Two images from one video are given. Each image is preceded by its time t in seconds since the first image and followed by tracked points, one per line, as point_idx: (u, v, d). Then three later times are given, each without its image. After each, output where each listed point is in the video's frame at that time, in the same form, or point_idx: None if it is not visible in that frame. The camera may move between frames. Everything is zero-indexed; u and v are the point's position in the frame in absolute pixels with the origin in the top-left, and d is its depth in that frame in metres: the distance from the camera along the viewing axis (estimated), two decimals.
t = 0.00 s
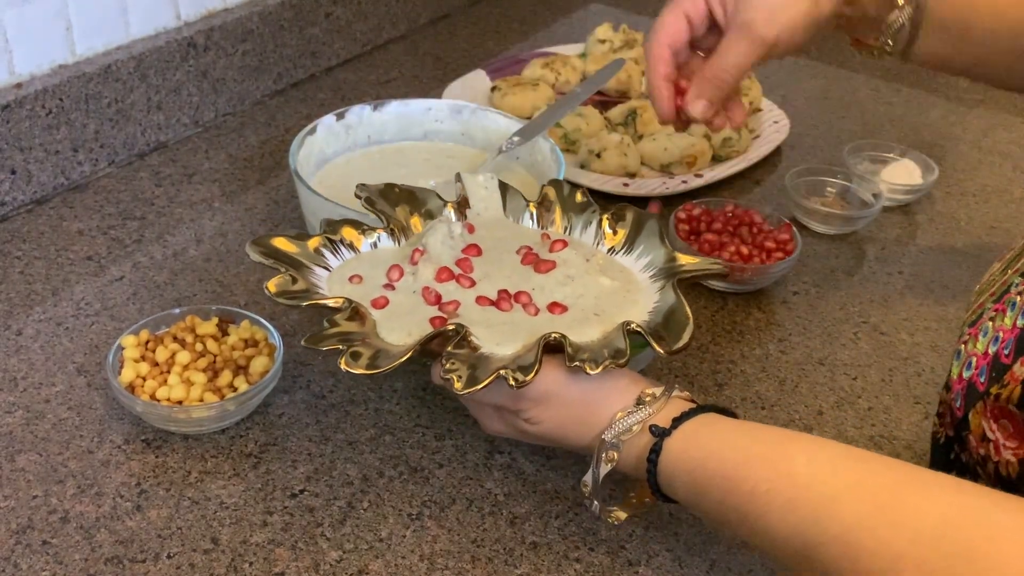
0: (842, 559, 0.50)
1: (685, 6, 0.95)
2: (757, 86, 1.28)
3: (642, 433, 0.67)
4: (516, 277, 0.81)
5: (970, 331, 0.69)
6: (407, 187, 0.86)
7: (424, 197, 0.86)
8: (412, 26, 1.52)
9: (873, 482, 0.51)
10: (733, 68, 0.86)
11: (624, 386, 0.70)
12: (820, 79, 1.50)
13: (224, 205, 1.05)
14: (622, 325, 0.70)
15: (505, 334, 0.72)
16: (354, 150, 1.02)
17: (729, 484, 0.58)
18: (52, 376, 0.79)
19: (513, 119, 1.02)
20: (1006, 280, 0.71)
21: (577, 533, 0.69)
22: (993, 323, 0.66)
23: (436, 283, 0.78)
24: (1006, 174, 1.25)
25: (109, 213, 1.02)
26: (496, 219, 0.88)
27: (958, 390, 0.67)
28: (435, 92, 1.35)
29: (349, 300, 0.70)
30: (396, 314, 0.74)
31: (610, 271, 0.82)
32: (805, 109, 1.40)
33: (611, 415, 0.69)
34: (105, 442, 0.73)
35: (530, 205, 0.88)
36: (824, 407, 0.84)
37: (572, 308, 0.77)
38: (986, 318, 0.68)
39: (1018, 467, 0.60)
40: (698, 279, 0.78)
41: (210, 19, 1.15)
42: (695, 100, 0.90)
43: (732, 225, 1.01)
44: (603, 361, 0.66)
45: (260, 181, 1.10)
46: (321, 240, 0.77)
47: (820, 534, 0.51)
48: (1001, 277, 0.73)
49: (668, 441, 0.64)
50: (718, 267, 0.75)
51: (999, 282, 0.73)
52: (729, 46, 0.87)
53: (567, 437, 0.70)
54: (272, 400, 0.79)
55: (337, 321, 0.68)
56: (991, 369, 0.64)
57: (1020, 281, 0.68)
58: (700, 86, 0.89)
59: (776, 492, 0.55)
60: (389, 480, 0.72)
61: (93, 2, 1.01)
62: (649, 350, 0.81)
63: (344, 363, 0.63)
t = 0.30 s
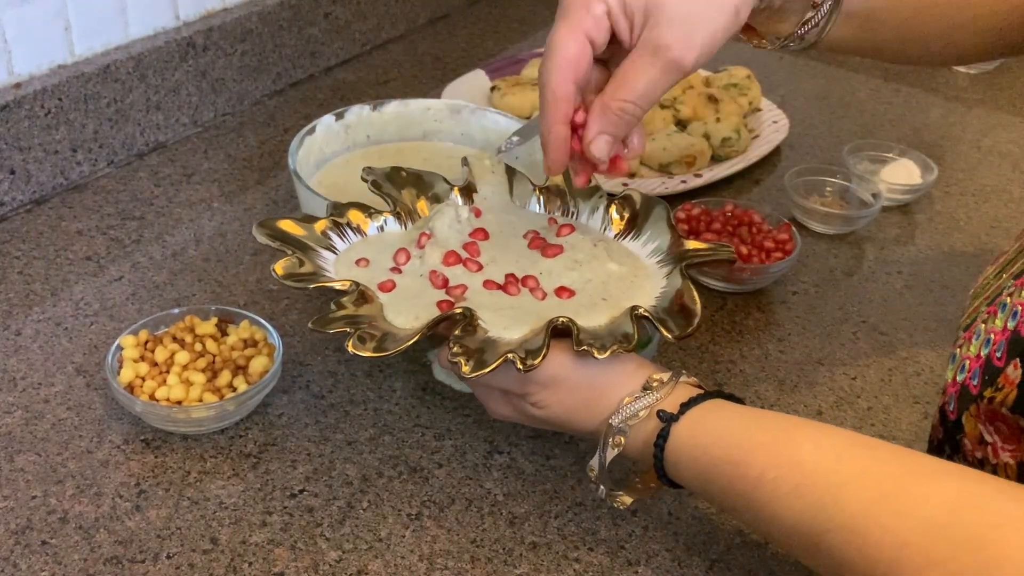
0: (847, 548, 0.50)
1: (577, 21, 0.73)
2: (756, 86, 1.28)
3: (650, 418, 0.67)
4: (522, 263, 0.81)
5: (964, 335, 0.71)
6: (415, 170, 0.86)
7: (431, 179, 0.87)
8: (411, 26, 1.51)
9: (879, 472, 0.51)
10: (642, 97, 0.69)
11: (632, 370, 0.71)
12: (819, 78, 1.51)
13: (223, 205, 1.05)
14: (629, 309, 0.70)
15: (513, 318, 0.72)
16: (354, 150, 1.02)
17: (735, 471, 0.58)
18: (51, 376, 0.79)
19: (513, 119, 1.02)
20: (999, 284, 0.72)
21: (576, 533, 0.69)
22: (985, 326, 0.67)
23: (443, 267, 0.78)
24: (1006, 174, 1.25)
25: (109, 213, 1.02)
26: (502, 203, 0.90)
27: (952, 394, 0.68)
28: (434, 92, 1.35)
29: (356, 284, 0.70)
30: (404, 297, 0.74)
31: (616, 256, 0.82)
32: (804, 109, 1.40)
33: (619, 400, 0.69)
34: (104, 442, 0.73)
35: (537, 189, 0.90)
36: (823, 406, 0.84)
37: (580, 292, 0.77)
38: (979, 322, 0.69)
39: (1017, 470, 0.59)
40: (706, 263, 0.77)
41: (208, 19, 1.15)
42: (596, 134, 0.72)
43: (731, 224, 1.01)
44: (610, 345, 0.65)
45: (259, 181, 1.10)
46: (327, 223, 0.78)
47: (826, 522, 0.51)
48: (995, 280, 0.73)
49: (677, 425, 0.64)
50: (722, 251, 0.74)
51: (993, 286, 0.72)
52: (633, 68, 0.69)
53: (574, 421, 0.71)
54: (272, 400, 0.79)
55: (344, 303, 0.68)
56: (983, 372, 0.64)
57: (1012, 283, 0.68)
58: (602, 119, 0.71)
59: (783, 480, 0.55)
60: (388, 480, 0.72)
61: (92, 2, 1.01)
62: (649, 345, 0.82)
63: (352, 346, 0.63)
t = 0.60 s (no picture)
0: (852, 559, 0.50)
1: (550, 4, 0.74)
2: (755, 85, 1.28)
3: (648, 428, 0.68)
4: (518, 271, 0.81)
5: (961, 337, 0.70)
6: (404, 175, 0.86)
7: (422, 185, 0.86)
8: (411, 26, 1.51)
9: (883, 481, 0.51)
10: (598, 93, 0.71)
11: (629, 378, 0.71)
12: (819, 78, 1.51)
13: (223, 205, 1.05)
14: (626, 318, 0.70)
15: (507, 329, 0.72)
16: (353, 150, 1.02)
17: (737, 481, 0.58)
18: (51, 376, 0.79)
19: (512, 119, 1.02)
20: (996, 286, 0.71)
21: (576, 533, 0.69)
22: (983, 330, 0.67)
23: (437, 276, 0.78)
24: (1005, 174, 1.25)
25: (108, 213, 1.02)
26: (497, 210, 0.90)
27: (950, 397, 0.67)
28: (434, 92, 1.35)
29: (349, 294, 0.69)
30: (397, 308, 0.74)
31: (611, 263, 0.82)
32: (804, 108, 1.40)
33: (617, 410, 0.69)
34: (104, 442, 0.73)
35: (529, 195, 0.89)
36: (823, 406, 0.84)
37: (576, 301, 0.77)
38: (977, 325, 0.69)
39: (1018, 473, 0.59)
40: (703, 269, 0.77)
41: (208, 18, 1.15)
42: (548, 125, 0.73)
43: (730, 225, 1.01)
44: (608, 354, 0.65)
45: (259, 181, 1.10)
46: (317, 232, 0.77)
47: (830, 534, 0.51)
48: (991, 283, 0.73)
49: (677, 435, 0.64)
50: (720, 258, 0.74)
51: (989, 288, 0.72)
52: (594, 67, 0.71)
53: (571, 430, 0.70)
54: (271, 400, 0.79)
55: (337, 314, 0.68)
56: (982, 376, 0.64)
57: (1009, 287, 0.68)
58: (557, 110, 0.72)
59: (785, 490, 0.55)
60: (388, 480, 0.72)
61: (92, 2, 1.01)
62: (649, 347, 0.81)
63: (346, 359, 0.62)
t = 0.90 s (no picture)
0: None
1: (542, 25, 0.61)
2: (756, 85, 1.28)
3: (660, 449, 0.67)
4: (526, 289, 0.81)
5: (962, 340, 0.70)
6: (409, 192, 0.86)
7: (427, 202, 0.86)
8: (411, 26, 1.51)
9: (899, 501, 0.51)
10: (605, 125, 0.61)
11: (641, 398, 0.71)
12: (819, 78, 1.51)
13: (223, 205, 1.05)
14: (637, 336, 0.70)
15: (516, 347, 0.72)
16: (353, 150, 1.02)
17: (753, 503, 0.58)
18: (51, 376, 0.79)
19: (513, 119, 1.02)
20: (995, 289, 0.71)
21: (576, 532, 0.69)
22: (984, 333, 0.67)
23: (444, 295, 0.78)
24: (1005, 173, 1.25)
25: (108, 213, 1.02)
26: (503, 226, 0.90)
27: (951, 401, 0.68)
28: (434, 92, 1.35)
29: (356, 315, 0.69)
30: (406, 326, 0.74)
31: (620, 279, 0.82)
32: (804, 108, 1.40)
33: (629, 430, 0.69)
34: (104, 442, 0.73)
35: (536, 210, 0.89)
36: (823, 406, 0.84)
37: (585, 319, 0.77)
38: (977, 328, 0.69)
39: (1021, 476, 0.60)
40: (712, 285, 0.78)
41: (208, 18, 1.15)
42: (554, 159, 0.65)
43: (731, 225, 1.01)
44: (619, 375, 0.65)
45: (259, 181, 1.10)
46: (323, 251, 0.78)
47: (847, 554, 0.51)
48: (991, 284, 0.73)
49: (688, 456, 0.64)
50: (731, 275, 0.75)
51: (988, 292, 0.72)
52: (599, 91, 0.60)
53: (582, 451, 0.70)
54: (272, 400, 0.79)
55: (344, 336, 0.68)
56: (984, 381, 0.64)
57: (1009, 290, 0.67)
58: (565, 142, 0.63)
59: (801, 510, 0.55)
60: (388, 480, 0.72)
61: (92, 2, 1.01)
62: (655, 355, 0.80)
63: (355, 381, 0.62)
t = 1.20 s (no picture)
0: None
1: (536, 32, 0.61)
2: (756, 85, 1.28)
3: (667, 467, 0.67)
4: (529, 305, 0.81)
5: (962, 344, 0.70)
6: (411, 204, 0.84)
7: (430, 213, 0.85)
8: (410, 26, 1.51)
9: (908, 516, 0.51)
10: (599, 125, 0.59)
11: (647, 415, 0.70)
12: (818, 78, 1.51)
13: (223, 205, 1.05)
14: (643, 353, 0.69)
15: (521, 364, 0.72)
16: (353, 150, 1.02)
17: (759, 520, 0.58)
18: (50, 376, 0.79)
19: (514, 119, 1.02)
20: (994, 293, 0.71)
21: (576, 532, 0.69)
22: (986, 338, 0.67)
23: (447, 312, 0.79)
24: (1005, 174, 1.25)
25: (108, 213, 1.02)
26: (505, 238, 0.89)
27: (955, 407, 0.68)
28: (434, 92, 1.35)
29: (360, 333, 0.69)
30: (410, 344, 0.74)
31: (625, 293, 0.82)
32: (803, 108, 1.40)
33: (635, 448, 0.69)
34: (104, 442, 0.73)
35: (539, 222, 0.88)
36: (822, 407, 0.84)
37: (589, 334, 0.77)
38: (978, 332, 0.69)
39: None
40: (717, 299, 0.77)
41: (207, 18, 1.15)
42: (552, 165, 0.62)
43: (731, 226, 1.01)
44: (626, 394, 0.65)
45: (258, 181, 1.10)
46: (325, 265, 0.77)
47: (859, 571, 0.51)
48: (989, 288, 0.73)
49: (695, 475, 0.64)
50: (734, 288, 0.74)
51: (986, 293, 0.72)
52: (595, 92, 0.59)
53: (588, 469, 0.69)
54: (271, 399, 0.79)
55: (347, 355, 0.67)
56: (987, 387, 0.64)
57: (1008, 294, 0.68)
58: (561, 147, 0.61)
59: (809, 527, 0.55)
60: (387, 480, 0.72)
61: (92, 2, 1.01)
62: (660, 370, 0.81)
63: (359, 402, 0.62)
